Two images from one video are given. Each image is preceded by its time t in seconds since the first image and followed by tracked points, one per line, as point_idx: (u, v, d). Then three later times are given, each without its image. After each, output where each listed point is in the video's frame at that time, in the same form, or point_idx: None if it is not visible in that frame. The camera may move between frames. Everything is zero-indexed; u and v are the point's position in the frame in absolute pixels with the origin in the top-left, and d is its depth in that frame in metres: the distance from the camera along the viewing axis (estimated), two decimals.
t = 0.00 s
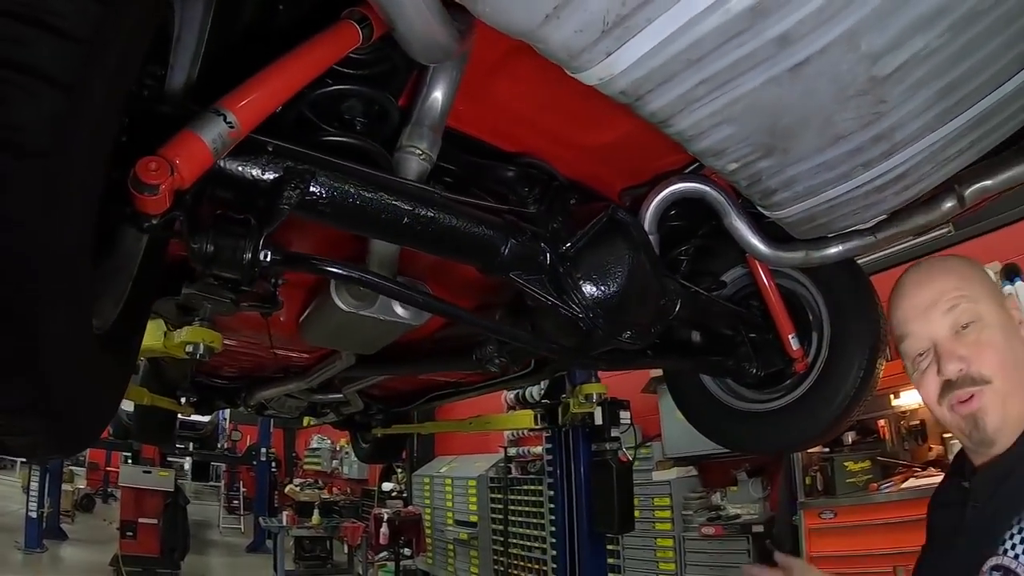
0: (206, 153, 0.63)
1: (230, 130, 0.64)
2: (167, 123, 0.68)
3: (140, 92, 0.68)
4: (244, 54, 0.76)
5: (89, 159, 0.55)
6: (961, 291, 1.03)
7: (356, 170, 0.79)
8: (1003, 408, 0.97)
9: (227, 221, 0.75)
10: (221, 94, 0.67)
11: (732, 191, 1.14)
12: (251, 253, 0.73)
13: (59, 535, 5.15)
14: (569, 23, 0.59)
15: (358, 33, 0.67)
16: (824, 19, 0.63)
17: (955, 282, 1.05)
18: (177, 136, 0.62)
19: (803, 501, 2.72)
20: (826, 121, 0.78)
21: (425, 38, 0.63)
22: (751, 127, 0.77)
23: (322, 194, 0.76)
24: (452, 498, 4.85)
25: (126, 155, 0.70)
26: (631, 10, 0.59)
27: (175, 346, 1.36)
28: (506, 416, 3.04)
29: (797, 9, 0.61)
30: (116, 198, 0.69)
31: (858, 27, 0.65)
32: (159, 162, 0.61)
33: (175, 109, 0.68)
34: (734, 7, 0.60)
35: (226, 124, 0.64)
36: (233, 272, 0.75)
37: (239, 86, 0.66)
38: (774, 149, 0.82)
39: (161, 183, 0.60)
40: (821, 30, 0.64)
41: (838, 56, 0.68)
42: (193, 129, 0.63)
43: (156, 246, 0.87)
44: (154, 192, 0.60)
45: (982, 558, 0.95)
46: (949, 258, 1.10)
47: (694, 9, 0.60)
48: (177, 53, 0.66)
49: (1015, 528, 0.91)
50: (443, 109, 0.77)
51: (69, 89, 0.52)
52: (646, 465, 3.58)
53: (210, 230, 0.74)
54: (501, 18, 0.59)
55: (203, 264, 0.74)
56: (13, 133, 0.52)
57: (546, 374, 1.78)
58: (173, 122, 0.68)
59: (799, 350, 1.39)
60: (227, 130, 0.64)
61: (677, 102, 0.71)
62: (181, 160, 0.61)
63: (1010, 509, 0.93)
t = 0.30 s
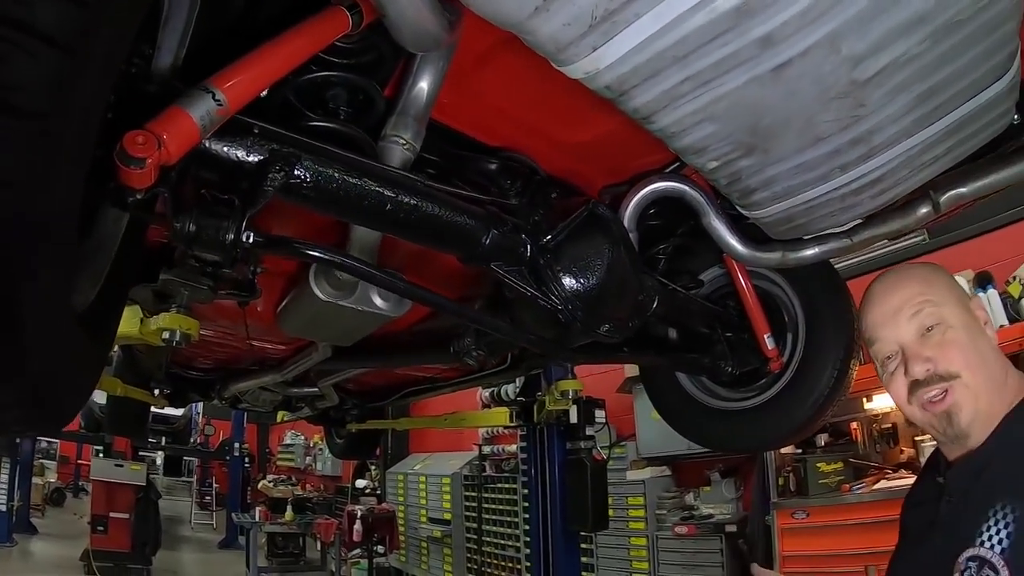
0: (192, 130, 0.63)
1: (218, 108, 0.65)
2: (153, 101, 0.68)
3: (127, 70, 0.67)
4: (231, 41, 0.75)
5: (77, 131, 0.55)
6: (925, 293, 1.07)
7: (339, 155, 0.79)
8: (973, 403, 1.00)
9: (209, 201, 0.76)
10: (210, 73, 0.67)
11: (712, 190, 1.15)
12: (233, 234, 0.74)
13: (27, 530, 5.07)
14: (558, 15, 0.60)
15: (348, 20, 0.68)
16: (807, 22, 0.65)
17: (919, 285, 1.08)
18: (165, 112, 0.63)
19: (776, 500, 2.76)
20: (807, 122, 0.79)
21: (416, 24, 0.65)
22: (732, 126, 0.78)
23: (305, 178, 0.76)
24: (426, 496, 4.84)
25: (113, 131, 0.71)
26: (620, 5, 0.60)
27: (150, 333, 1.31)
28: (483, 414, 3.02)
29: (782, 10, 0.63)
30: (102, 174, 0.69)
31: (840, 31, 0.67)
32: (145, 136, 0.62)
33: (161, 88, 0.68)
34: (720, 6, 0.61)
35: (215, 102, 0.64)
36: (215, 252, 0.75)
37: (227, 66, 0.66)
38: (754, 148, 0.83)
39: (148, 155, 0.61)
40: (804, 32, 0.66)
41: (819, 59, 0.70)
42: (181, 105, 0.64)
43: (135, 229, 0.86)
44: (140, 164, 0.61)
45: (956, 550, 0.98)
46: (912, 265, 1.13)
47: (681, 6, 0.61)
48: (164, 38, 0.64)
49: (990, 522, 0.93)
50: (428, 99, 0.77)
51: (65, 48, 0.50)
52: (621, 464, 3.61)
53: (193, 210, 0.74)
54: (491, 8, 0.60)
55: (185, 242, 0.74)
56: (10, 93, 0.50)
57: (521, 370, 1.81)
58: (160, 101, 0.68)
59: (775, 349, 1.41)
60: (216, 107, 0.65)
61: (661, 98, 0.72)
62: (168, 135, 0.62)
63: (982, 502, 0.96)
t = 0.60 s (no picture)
0: (182, 110, 0.64)
1: (208, 89, 0.65)
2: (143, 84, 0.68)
3: (118, 51, 0.68)
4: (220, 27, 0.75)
5: (65, 111, 0.55)
6: (909, 290, 1.09)
7: (326, 142, 0.79)
8: (953, 397, 1.01)
9: (196, 182, 0.76)
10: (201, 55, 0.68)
11: (696, 188, 1.17)
12: (219, 217, 0.75)
13: (7, 525, 5.02)
14: (547, 8, 0.61)
15: (339, 10, 0.68)
16: (791, 19, 0.66)
17: (904, 282, 1.10)
18: (157, 91, 0.64)
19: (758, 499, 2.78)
20: (790, 120, 0.81)
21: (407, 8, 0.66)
22: (716, 122, 0.79)
23: (290, 164, 0.77)
24: (409, 494, 4.84)
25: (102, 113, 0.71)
26: None
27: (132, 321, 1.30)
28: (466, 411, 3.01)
29: (766, 7, 0.64)
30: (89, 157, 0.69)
31: (823, 29, 0.68)
32: (136, 114, 0.62)
33: (152, 70, 0.68)
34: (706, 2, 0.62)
35: (205, 83, 0.65)
36: (200, 234, 0.76)
37: (218, 49, 0.67)
38: (737, 144, 0.84)
39: (138, 134, 0.61)
40: (788, 29, 0.67)
41: (802, 57, 0.71)
42: (172, 85, 0.64)
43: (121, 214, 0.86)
44: (130, 142, 0.61)
45: (937, 543, 0.99)
46: (902, 265, 1.15)
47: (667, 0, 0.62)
48: (157, 16, 0.65)
49: (972, 512, 0.94)
50: (416, 90, 0.77)
51: (62, 18, 0.48)
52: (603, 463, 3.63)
53: (179, 191, 0.75)
54: None
55: (172, 224, 0.75)
56: (8, 60, 0.48)
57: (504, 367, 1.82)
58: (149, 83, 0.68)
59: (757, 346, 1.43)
60: (206, 88, 0.65)
61: (645, 92, 0.73)
62: (158, 115, 0.62)
63: (962, 495, 0.97)
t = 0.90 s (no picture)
0: (173, 93, 0.64)
1: (197, 73, 0.65)
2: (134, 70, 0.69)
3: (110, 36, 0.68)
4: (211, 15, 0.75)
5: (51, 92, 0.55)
6: (890, 281, 1.10)
7: (314, 130, 0.80)
8: (924, 385, 1.02)
9: (183, 166, 0.77)
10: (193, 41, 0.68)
11: (683, 185, 1.17)
12: (205, 200, 0.76)
13: None
14: None
15: None
16: (774, 13, 0.67)
17: (884, 274, 1.11)
18: (148, 74, 0.64)
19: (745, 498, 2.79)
20: (774, 115, 0.81)
21: None
22: (700, 116, 0.80)
23: (277, 151, 0.77)
24: (396, 492, 4.86)
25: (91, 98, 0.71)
26: None
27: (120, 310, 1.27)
28: (454, 407, 3.00)
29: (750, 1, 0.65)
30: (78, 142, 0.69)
31: (807, 25, 0.69)
32: (126, 95, 0.63)
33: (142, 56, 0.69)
34: None
35: (194, 67, 0.65)
36: (187, 218, 0.77)
37: (209, 34, 0.67)
38: (722, 139, 0.85)
39: (127, 114, 0.63)
40: (772, 23, 0.68)
41: (785, 52, 0.72)
42: (162, 67, 0.65)
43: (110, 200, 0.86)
44: (119, 122, 0.62)
45: (919, 536, 1.00)
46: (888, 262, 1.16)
47: None
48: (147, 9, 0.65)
49: (951, 505, 0.94)
50: (405, 82, 0.77)
51: None
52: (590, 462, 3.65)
53: (166, 174, 0.76)
54: None
55: (159, 206, 0.76)
56: None
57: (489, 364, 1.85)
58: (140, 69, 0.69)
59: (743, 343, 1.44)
60: (195, 72, 0.65)
61: (630, 85, 0.73)
62: (148, 95, 0.63)
63: (941, 489, 0.98)
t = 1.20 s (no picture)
0: (159, 77, 0.65)
1: (184, 58, 0.65)
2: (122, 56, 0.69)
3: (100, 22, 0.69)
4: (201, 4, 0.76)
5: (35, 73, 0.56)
6: (875, 273, 1.11)
7: (300, 118, 0.80)
8: (894, 372, 1.04)
9: (170, 152, 0.77)
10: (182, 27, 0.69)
11: (670, 181, 1.18)
12: (191, 183, 0.76)
13: None
14: None
15: None
16: (757, 6, 0.67)
17: (872, 267, 1.12)
18: (136, 59, 0.64)
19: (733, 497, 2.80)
20: (758, 108, 0.82)
21: None
22: (683, 109, 0.80)
23: (262, 138, 0.77)
24: (386, 490, 4.90)
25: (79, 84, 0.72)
26: None
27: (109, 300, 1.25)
28: (444, 405, 3.00)
29: None
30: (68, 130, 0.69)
31: (789, 18, 0.70)
32: (113, 78, 0.63)
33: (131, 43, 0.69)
34: None
35: (181, 52, 0.65)
36: (172, 203, 0.77)
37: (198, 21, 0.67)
38: (707, 132, 0.86)
39: (115, 96, 0.63)
40: (754, 16, 0.68)
41: (768, 44, 0.72)
42: (149, 52, 0.65)
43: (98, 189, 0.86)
44: (107, 104, 0.62)
45: (897, 535, 1.00)
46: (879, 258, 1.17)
47: None
48: None
49: (926, 505, 0.95)
50: (393, 75, 0.77)
51: None
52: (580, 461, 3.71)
53: (152, 159, 0.76)
54: None
55: (145, 192, 0.76)
56: None
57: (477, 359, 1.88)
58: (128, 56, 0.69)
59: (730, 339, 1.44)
60: (182, 57, 0.65)
61: (613, 77, 0.74)
62: (135, 79, 0.64)
63: (920, 487, 0.98)
